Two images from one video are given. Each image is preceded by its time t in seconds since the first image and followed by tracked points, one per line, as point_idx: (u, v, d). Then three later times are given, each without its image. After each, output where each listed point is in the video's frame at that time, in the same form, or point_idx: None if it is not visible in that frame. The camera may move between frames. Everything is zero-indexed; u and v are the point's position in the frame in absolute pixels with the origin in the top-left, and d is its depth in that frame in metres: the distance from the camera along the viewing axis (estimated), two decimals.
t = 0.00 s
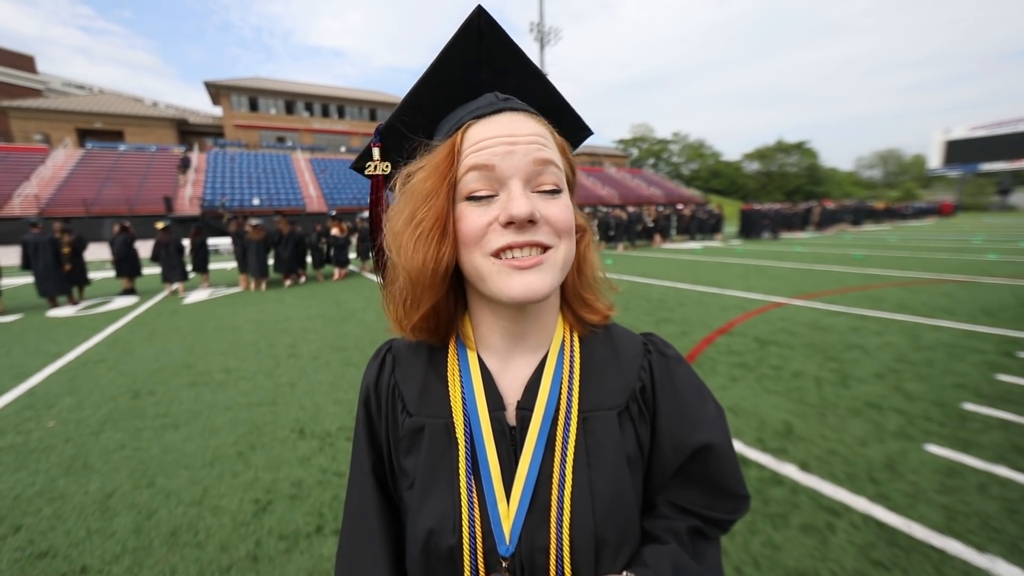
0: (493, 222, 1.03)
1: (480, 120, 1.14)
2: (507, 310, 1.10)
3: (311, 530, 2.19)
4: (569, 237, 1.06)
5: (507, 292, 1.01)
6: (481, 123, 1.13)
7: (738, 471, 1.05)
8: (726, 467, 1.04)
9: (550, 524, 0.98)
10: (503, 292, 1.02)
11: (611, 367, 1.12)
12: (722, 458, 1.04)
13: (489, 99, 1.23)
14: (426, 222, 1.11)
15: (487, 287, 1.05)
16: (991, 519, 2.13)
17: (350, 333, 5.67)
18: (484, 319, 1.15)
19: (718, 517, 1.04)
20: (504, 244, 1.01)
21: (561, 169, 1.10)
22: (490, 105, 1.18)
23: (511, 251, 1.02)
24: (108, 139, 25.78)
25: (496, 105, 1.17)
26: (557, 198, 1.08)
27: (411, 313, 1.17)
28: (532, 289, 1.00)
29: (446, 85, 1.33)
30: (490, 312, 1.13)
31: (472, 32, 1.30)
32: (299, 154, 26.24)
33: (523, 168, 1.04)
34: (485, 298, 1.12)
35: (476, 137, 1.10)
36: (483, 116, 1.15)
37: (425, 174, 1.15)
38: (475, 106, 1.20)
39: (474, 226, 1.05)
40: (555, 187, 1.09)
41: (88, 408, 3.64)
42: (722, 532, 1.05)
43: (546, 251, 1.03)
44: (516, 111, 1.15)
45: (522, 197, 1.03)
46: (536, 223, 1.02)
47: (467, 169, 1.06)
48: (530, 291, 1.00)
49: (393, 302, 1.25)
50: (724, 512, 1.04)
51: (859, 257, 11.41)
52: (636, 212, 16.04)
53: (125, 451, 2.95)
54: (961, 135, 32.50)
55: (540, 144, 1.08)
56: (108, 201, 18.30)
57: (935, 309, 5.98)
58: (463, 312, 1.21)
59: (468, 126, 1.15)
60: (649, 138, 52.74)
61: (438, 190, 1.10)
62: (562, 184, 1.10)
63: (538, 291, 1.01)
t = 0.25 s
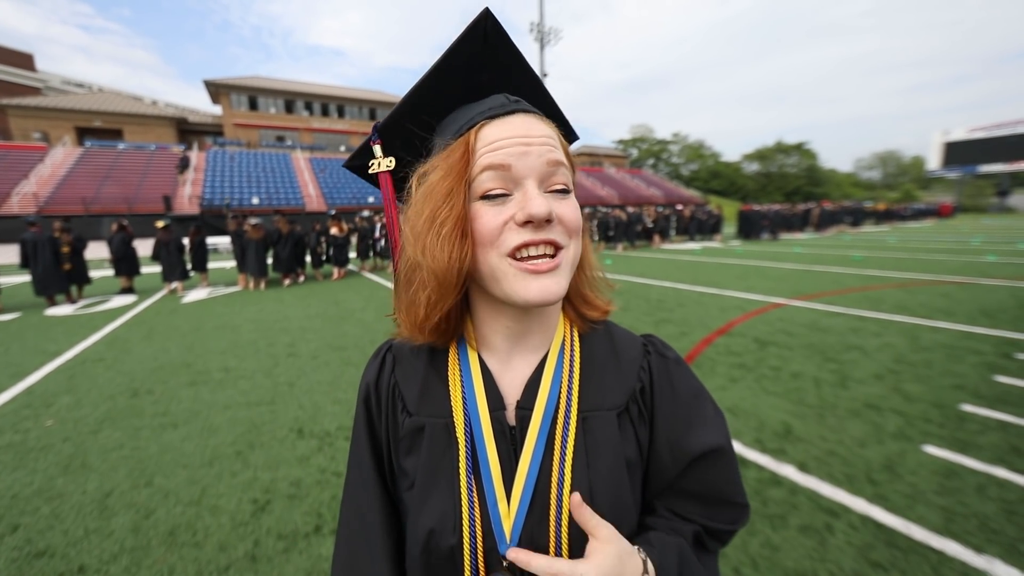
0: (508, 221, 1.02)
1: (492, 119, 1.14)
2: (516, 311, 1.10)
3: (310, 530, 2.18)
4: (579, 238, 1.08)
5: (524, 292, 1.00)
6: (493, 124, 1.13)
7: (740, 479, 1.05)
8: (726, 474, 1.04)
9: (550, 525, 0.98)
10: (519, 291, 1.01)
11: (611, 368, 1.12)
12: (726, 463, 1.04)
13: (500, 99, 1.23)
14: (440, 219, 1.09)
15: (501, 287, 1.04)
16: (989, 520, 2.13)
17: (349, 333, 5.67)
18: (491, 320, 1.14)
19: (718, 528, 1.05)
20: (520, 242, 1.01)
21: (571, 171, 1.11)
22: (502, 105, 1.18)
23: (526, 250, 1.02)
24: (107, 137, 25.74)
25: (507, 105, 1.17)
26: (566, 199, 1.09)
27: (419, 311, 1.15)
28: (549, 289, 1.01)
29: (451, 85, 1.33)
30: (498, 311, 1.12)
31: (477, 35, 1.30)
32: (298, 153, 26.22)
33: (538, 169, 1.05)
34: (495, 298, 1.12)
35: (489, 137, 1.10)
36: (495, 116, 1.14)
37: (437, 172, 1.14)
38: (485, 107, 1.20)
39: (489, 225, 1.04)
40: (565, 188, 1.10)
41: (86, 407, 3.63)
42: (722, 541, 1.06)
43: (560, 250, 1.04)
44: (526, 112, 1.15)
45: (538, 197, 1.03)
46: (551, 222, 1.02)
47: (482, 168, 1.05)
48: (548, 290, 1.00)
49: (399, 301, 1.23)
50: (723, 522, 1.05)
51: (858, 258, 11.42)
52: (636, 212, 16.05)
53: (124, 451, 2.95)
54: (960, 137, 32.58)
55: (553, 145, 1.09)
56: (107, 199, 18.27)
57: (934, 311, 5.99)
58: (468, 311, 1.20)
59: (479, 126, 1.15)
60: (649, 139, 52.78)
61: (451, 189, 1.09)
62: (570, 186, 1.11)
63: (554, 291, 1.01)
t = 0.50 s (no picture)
0: (481, 224, 1.03)
1: (470, 122, 1.15)
2: (501, 310, 1.10)
3: (308, 531, 2.18)
4: (559, 235, 1.05)
5: (497, 292, 1.01)
6: (470, 126, 1.13)
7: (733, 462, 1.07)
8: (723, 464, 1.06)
9: (551, 524, 0.98)
10: (492, 291, 1.02)
11: (610, 367, 1.12)
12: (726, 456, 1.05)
13: (482, 100, 1.23)
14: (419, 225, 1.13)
15: (478, 288, 1.06)
16: (985, 517, 2.15)
17: (347, 333, 5.66)
18: (481, 319, 1.15)
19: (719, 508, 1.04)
20: (492, 243, 1.01)
21: (550, 167, 1.09)
22: (479, 107, 1.18)
23: (499, 251, 1.02)
24: (103, 137, 25.62)
25: (484, 107, 1.17)
26: (546, 196, 1.07)
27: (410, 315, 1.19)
28: (520, 288, 1.00)
29: (444, 88, 1.34)
30: (486, 312, 1.13)
31: (465, 38, 1.31)
32: (295, 153, 26.17)
33: (511, 169, 1.04)
34: (480, 299, 1.13)
35: (465, 140, 1.10)
36: (471, 119, 1.15)
37: (418, 179, 1.17)
38: (467, 108, 1.21)
39: (464, 228, 1.05)
40: (545, 185, 1.07)
41: (82, 409, 3.62)
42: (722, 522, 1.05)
43: (535, 249, 1.02)
44: (505, 111, 1.14)
45: (509, 197, 1.03)
46: (523, 223, 1.01)
47: (456, 172, 1.07)
48: (519, 289, 1.00)
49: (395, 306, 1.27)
50: (723, 504, 1.05)
51: (855, 257, 11.46)
52: (633, 212, 16.06)
53: (120, 452, 2.94)
54: (956, 136, 32.69)
55: (527, 143, 1.08)
56: (103, 200, 18.18)
57: (930, 309, 6.02)
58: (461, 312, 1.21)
59: (459, 130, 1.16)
60: (646, 138, 52.86)
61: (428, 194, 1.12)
62: (552, 182, 1.09)
63: (526, 290, 1.00)
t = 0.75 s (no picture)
0: (481, 225, 1.03)
1: (467, 122, 1.15)
2: (500, 312, 1.10)
3: (306, 533, 2.18)
4: (558, 236, 1.05)
5: (495, 293, 1.01)
6: (468, 127, 1.13)
7: (754, 472, 1.06)
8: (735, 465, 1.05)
9: (550, 526, 0.98)
10: (492, 293, 1.02)
11: (609, 367, 1.12)
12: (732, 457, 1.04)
13: (475, 101, 1.23)
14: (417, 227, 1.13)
15: (477, 289, 1.06)
16: (982, 515, 2.15)
17: (344, 334, 5.64)
18: (479, 321, 1.15)
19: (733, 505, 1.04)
20: (492, 245, 1.01)
21: (549, 168, 1.09)
22: (475, 107, 1.18)
23: (499, 252, 1.02)
24: (99, 138, 25.53)
25: (480, 107, 1.17)
26: (544, 197, 1.07)
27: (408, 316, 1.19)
28: (521, 289, 1.00)
29: (437, 90, 1.34)
30: (485, 313, 1.13)
31: (459, 37, 1.33)
32: (293, 154, 26.11)
33: (509, 170, 1.04)
34: (477, 300, 1.13)
35: (463, 141, 1.10)
36: (468, 119, 1.15)
37: (416, 180, 1.17)
38: (462, 109, 1.21)
39: (463, 229, 1.05)
40: (543, 186, 1.08)
41: (78, 411, 3.60)
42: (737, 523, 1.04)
43: (535, 250, 1.02)
44: (502, 111, 1.15)
45: (508, 198, 1.03)
46: (523, 224, 1.01)
47: (454, 173, 1.07)
48: (519, 290, 0.99)
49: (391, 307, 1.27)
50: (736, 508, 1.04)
51: (852, 256, 11.50)
52: (631, 212, 16.08)
53: (117, 454, 2.93)
54: (951, 136, 32.84)
55: (525, 143, 1.08)
56: (100, 201, 18.11)
57: (926, 308, 6.03)
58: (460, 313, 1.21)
59: (455, 130, 1.16)
60: (644, 139, 52.97)
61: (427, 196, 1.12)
62: (550, 183, 1.09)
63: (526, 291, 1.00)
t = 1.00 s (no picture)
0: (475, 223, 1.04)
1: (476, 120, 1.15)
2: (489, 311, 1.10)
3: (305, 535, 2.18)
4: (552, 244, 1.05)
5: (482, 292, 1.01)
6: (475, 124, 1.14)
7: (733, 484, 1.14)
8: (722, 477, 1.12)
9: (546, 531, 0.98)
10: (479, 293, 1.02)
11: (606, 372, 1.12)
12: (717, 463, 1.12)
13: (490, 101, 1.24)
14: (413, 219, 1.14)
15: (466, 286, 1.06)
16: (981, 515, 2.16)
17: (344, 336, 5.64)
18: (469, 319, 1.15)
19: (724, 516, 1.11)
20: (483, 245, 1.01)
21: (551, 176, 1.08)
22: (486, 107, 1.18)
23: (488, 253, 1.02)
24: (97, 140, 25.52)
25: (492, 107, 1.17)
26: (543, 204, 1.07)
27: (399, 305, 1.20)
28: (505, 293, 1.00)
29: (457, 85, 1.35)
30: (475, 312, 1.14)
31: (483, 37, 1.34)
32: (292, 156, 26.11)
33: (510, 173, 1.04)
34: (468, 298, 1.14)
35: (468, 139, 1.11)
36: (477, 117, 1.15)
37: (418, 173, 1.18)
38: (475, 107, 1.21)
39: (456, 226, 1.05)
40: (543, 192, 1.07)
41: (77, 414, 3.60)
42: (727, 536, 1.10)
43: (525, 256, 1.02)
44: (512, 113, 1.15)
45: (504, 200, 1.03)
46: (515, 228, 1.01)
47: (454, 170, 1.07)
48: (505, 294, 1.00)
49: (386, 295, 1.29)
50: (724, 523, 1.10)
51: (851, 256, 11.52)
52: (629, 213, 16.10)
53: (116, 457, 2.92)
54: (949, 136, 32.90)
55: (529, 149, 1.07)
56: (98, 203, 18.09)
57: (925, 308, 6.05)
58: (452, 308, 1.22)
59: (463, 128, 1.16)
60: (642, 140, 53.05)
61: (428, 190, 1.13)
62: (551, 191, 1.08)
63: (511, 293, 1.00)
